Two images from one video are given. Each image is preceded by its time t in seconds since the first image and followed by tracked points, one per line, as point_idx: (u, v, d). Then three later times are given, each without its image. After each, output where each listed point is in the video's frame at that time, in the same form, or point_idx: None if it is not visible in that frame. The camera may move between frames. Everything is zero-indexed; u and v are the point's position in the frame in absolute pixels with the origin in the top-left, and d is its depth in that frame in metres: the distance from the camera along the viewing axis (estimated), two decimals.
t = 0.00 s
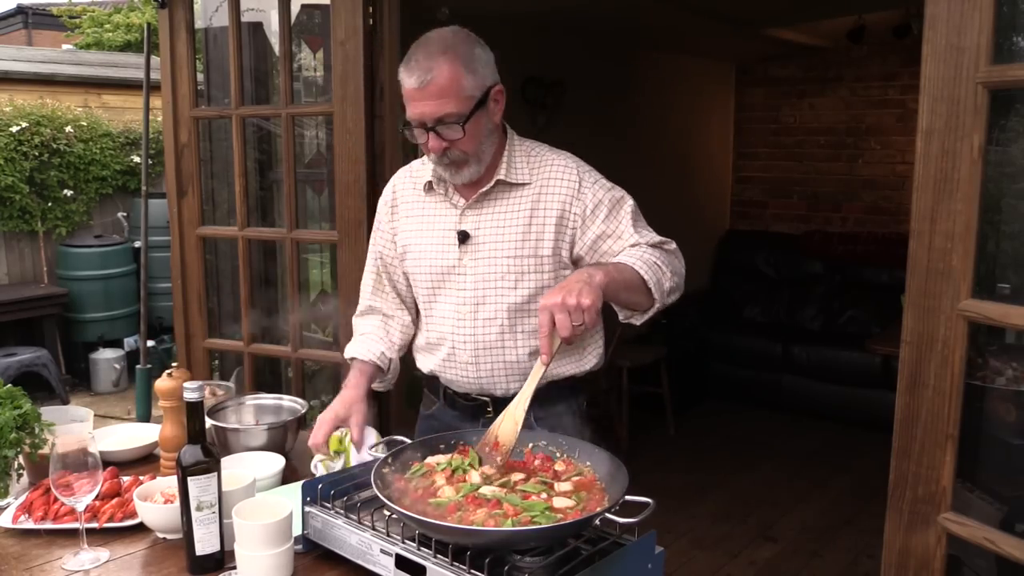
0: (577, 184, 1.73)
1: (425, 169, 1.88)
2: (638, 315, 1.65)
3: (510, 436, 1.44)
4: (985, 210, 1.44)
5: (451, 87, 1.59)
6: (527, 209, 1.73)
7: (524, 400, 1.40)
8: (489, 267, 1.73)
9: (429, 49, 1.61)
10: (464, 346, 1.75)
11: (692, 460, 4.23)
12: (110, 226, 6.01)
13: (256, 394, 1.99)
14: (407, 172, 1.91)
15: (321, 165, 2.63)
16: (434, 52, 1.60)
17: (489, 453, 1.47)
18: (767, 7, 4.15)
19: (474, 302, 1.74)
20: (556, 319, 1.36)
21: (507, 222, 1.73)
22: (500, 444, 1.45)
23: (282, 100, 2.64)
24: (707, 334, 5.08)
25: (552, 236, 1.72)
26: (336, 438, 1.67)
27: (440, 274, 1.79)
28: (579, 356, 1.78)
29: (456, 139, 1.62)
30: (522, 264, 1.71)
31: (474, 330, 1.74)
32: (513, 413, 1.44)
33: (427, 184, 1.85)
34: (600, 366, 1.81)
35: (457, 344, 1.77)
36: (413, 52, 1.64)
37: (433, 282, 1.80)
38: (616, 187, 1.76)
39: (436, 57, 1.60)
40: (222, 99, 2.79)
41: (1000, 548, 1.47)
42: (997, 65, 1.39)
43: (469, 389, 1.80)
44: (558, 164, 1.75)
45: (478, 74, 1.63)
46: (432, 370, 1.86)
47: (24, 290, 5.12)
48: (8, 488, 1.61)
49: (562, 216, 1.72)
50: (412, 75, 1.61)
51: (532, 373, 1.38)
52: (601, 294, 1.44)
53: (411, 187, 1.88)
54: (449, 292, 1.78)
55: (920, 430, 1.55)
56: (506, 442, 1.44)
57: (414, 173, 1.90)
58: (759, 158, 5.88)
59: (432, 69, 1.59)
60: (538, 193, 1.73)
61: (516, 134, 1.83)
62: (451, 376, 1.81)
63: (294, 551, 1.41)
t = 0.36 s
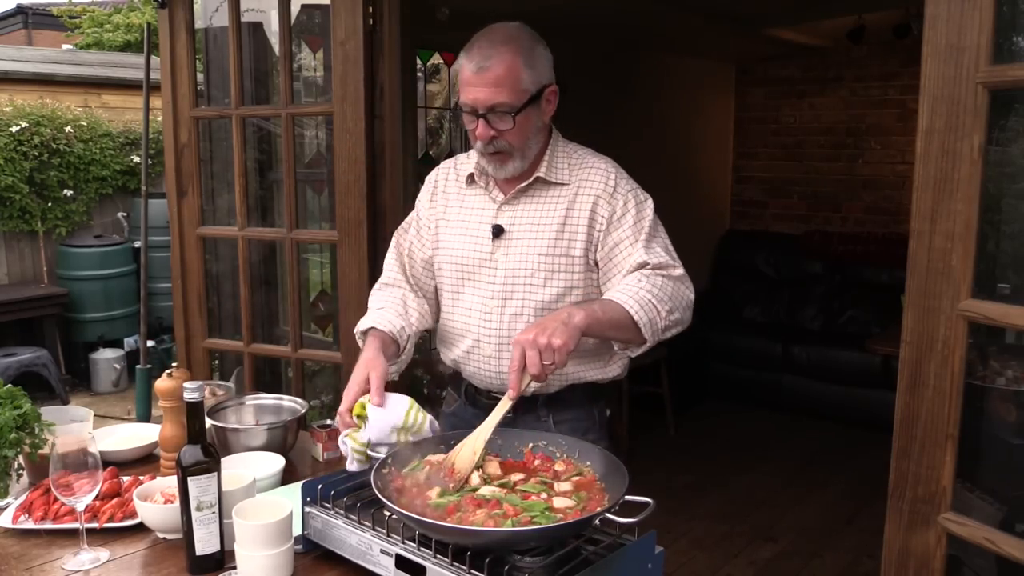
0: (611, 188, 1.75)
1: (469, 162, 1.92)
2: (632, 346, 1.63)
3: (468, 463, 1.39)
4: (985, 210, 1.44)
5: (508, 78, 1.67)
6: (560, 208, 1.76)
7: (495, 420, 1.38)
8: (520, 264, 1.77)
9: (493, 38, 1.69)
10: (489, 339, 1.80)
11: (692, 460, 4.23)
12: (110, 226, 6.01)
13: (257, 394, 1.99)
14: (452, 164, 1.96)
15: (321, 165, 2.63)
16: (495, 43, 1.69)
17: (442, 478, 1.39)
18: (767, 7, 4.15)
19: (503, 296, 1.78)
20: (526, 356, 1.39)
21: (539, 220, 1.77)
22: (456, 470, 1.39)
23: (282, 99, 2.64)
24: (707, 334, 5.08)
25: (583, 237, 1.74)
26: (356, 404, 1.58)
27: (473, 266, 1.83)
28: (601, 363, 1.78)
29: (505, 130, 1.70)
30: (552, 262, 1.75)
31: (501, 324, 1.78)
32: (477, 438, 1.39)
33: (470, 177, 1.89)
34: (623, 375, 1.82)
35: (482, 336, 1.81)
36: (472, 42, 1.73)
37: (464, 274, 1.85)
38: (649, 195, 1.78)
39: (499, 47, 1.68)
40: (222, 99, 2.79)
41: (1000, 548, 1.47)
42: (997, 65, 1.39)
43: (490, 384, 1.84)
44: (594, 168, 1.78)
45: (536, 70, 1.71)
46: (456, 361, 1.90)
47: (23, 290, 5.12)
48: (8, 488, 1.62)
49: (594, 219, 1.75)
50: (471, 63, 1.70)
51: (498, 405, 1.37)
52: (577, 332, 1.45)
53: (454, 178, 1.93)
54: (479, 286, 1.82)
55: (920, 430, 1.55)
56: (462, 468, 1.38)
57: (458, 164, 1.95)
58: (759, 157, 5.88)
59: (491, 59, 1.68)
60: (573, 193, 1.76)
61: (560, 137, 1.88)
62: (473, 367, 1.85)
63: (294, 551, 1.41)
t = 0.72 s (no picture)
0: (628, 188, 1.76)
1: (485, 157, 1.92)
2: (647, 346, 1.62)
3: (474, 452, 1.43)
4: (985, 210, 1.44)
5: (537, 74, 1.67)
6: (578, 207, 1.77)
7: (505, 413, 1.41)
8: (539, 262, 1.78)
9: (523, 33, 1.69)
10: (504, 336, 1.80)
11: (692, 460, 4.23)
12: (110, 226, 6.01)
13: (257, 394, 1.99)
14: (467, 158, 1.96)
15: (321, 164, 2.63)
16: (525, 38, 1.68)
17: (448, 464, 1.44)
18: (767, 7, 4.15)
19: (519, 294, 1.79)
20: (537, 357, 1.40)
21: (557, 219, 1.78)
22: (462, 457, 1.44)
23: (282, 99, 2.64)
24: (707, 334, 5.07)
25: (600, 237, 1.75)
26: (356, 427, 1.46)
27: (490, 263, 1.83)
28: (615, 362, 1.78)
29: (532, 125, 1.70)
30: (569, 261, 1.76)
31: (516, 323, 1.78)
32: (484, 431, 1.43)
33: (487, 173, 1.89)
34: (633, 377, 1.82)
35: (497, 334, 1.81)
36: (499, 36, 1.72)
37: (480, 271, 1.84)
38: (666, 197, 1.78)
39: (529, 43, 1.68)
40: (222, 99, 2.79)
41: (1000, 548, 1.47)
42: (997, 65, 1.39)
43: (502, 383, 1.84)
44: (612, 168, 1.78)
45: (563, 68, 1.72)
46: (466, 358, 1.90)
47: (23, 290, 5.12)
48: (8, 488, 1.62)
49: (611, 219, 1.75)
50: (499, 57, 1.69)
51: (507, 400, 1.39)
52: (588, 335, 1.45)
53: (471, 173, 1.93)
54: (494, 283, 1.82)
55: (920, 431, 1.55)
56: (468, 456, 1.43)
57: (474, 160, 1.94)
58: (759, 157, 5.88)
59: (522, 54, 1.67)
60: (591, 193, 1.77)
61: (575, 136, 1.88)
62: (484, 365, 1.85)
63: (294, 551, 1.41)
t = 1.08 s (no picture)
0: (627, 187, 1.77)
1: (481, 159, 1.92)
2: (673, 348, 1.58)
3: (577, 485, 1.27)
4: (985, 210, 1.44)
5: (543, 70, 1.68)
6: (576, 207, 1.77)
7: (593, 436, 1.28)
8: (537, 262, 1.78)
9: (525, 31, 1.69)
10: (503, 337, 1.80)
11: (692, 460, 4.23)
12: (111, 226, 6.01)
13: (257, 394, 1.99)
14: (464, 159, 1.96)
15: (321, 165, 2.63)
16: (527, 36, 1.69)
17: (552, 507, 1.27)
18: (767, 7, 4.15)
19: (518, 295, 1.78)
20: (617, 366, 1.32)
21: (555, 219, 1.78)
22: (566, 496, 1.27)
23: (282, 100, 2.64)
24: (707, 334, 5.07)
25: (599, 236, 1.76)
26: (358, 425, 1.47)
27: (488, 265, 1.83)
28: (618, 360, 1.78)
29: (540, 122, 1.71)
30: (567, 261, 1.76)
31: (515, 324, 1.78)
32: (580, 461, 1.28)
33: (483, 175, 1.89)
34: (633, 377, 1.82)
35: (496, 335, 1.80)
36: (500, 36, 1.72)
37: (479, 273, 1.84)
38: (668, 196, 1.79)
39: (532, 41, 1.68)
40: (222, 99, 2.79)
41: (1000, 548, 1.47)
42: (997, 65, 1.39)
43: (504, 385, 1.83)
44: (610, 168, 1.79)
45: (565, 65, 1.73)
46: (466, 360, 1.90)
47: (24, 290, 5.12)
48: (8, 488, 1.62)
49: (611, 218, 1.76)
50: (503, 56, 1.69)
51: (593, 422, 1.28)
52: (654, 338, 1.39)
53: (468, 174, 1.93)
54: (492, 284, 1.82)
55: (920, 431, 1.55)
56: (574, 493, 1.27)
57: (470, 162, 1.94)
58: (759, 158, 5.88)
59: (526, 52, 1.67)
60: (589, 193, 1.77)
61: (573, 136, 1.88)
62: (484, 367, 1.85)
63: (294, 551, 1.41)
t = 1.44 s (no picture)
0: (619, 183, 1.75)
1: (475, 160, 1.92)
2: (657, 346, 1.55)
3: (550, 494, 1.25)
4: (985, 210, 1.44)
5: (531, 67, 1.68)
6: (569, 206, 1.77)
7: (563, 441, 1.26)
8: (532, 262, 1.78)
9: (513, 30, 1.70)
10: (499, 337, 1.80)
11: (692, 460, 4.23)
12: (110, 226, 6.01)
13: (257, 394, 1.99)
14: (459, 161, 1.96)
15: (321, 164, 2.63)
16: (516, 35, 1.70)
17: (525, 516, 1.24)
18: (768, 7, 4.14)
19: (513, 295, 1.78)
20: (585, 362, 1.29)
21: (549, 218, 1.78)
22: (540, 505, 1.25)
23: (282, 100, 2.64)
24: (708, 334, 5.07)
25: (592, 234, 1.75)
26: (358, 424, 1.47)
27: (483, 266, 1.83)
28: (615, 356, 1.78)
29: (528, 119, 1.71)
30: (561, 260, 1.75)
31: (512, 324, 1.78)
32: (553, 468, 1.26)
33: (477, 176, 1.89)
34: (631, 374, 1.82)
35: (492, 336, 1.81)
36: (489, 36, 1.73)
37: (474, 273, 1.84)
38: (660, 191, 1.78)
39: (520, 38, 1.70)
40: (221, 99, 2.79)
41: (1000, 548, 1.48)
42: (997, 65, 1.39)
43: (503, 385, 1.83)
44: (601, 166, 1.78)
45: (554, 62, 1.73)
46: (464, 361, 1.90)
47: (24, 290, 5.12)
48: (8, 488, 1.62)
49: (603, 216, 1.75)
50: (491, 54, 1.70)
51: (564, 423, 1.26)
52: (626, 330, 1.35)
53: (463, 175, 1.93)
54: (488, 284, 1.82)
55: (920, 430, 1.55)
56: (546, 502, 1.25)
57: (465, 163, 1.95)
58: (759, 157, 5.88)
59: (514, 49, 1.68)
60: (581, 191, 1.77)
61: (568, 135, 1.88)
62: (483, 369, 1.85)
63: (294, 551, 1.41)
